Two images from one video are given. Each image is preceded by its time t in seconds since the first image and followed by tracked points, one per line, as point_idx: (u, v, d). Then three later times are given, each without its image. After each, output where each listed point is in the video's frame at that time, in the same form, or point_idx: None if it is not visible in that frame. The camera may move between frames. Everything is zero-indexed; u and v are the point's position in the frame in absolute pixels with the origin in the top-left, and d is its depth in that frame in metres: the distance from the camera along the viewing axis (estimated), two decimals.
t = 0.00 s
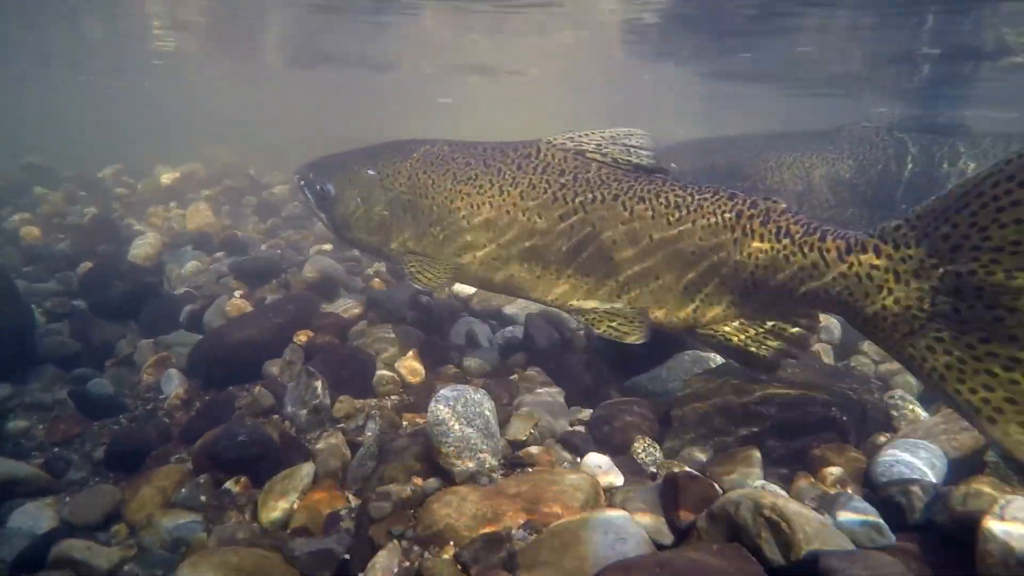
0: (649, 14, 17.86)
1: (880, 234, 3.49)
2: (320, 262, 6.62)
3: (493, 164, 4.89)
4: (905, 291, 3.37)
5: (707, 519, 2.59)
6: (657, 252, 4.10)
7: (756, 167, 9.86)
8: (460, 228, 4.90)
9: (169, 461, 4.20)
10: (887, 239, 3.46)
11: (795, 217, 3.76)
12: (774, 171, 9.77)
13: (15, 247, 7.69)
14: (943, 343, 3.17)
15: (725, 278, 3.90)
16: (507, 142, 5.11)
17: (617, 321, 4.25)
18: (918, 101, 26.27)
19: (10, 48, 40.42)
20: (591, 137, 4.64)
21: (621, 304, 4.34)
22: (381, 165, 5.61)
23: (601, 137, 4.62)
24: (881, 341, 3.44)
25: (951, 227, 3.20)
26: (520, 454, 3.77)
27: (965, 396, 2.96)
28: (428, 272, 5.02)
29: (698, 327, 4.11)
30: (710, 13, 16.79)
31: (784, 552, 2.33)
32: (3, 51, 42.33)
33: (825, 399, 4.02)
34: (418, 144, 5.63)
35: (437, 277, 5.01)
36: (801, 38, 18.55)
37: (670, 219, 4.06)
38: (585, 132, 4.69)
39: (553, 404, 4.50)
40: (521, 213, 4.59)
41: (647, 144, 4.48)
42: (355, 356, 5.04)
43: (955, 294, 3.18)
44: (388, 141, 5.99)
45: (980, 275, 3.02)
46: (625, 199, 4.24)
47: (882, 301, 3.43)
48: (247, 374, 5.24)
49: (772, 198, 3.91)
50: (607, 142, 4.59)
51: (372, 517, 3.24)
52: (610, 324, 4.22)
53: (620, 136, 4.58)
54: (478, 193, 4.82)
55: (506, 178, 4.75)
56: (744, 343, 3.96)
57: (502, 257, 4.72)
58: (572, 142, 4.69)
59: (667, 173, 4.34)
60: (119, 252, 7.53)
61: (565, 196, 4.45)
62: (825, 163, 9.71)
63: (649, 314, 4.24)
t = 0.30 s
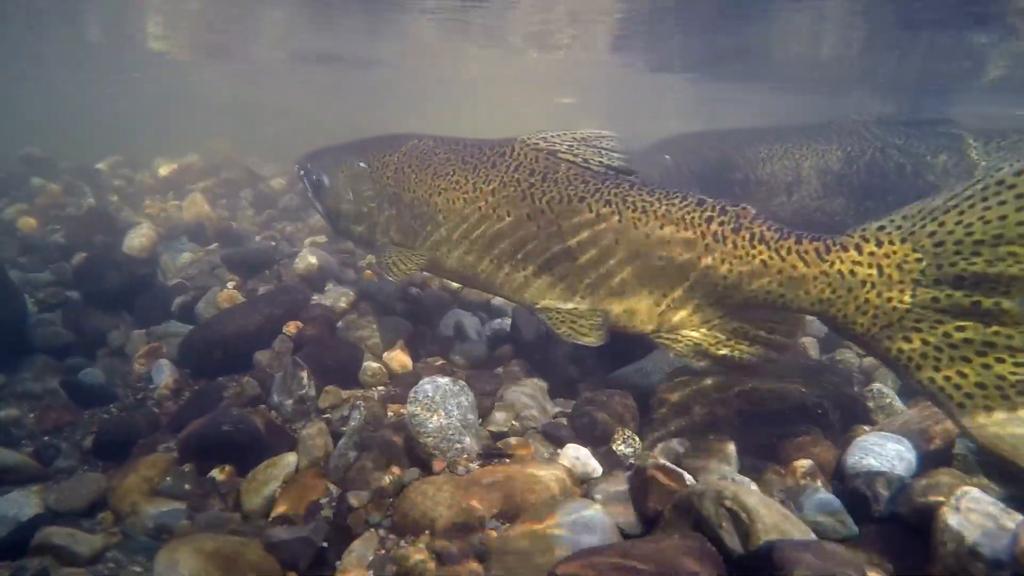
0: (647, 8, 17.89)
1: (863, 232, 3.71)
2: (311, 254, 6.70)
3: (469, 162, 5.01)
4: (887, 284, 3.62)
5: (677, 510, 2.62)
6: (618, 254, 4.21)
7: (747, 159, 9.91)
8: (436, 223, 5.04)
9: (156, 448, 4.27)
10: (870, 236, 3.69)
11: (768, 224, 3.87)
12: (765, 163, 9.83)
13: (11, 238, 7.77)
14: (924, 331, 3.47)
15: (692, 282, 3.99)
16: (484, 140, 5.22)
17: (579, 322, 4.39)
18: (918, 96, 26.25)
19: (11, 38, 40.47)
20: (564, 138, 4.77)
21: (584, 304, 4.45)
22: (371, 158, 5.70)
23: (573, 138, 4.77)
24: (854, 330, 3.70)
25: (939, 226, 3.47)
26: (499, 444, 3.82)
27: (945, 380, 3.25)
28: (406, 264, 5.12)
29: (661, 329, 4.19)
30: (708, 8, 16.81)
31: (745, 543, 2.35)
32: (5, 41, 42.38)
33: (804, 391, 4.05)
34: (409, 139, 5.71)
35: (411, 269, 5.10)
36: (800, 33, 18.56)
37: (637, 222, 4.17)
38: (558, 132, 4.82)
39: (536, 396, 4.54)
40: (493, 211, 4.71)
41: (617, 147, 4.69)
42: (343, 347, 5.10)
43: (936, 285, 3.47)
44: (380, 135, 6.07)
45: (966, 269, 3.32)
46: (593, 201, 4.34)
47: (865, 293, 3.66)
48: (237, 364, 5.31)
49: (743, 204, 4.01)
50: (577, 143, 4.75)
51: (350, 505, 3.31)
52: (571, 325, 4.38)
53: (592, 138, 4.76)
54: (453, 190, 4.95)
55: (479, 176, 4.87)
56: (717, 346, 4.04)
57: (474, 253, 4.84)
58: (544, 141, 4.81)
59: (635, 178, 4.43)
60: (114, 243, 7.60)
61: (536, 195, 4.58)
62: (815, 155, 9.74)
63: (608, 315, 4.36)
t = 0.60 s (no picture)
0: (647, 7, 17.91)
1: (808, 231, 3.58)
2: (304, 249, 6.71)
3: (469, 154, 5.04)
4: (835, 287, 3.44)
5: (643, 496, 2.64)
6: (599, 246, 4.28)
7: (745, 155, 9.94)
8: (432, 213, 5.12)
9: (142, 436, 4.31)
10: (816, 235, 3.54)
11: (718, 218, 3.87)
12: (761, 159, 9.84)
13: (8, 230, 7.82)
14: (874, 338, 3.27)
15: (648, 274, 4.06)
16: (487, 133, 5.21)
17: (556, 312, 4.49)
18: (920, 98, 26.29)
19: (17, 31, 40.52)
20: (561, 131, 4.81)
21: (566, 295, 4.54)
22: (366, 150, 5.71)
23: (571, 132, 4.80)
24: (798, 337, 3.53)
25: (885, 226, 3.34)
26: (478, 433, 3.87)
27: (894, 396, 3.08)
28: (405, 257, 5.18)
29: (630, 321, 4.21)
30: (709, 7, 16.83)
31: (704, 527, 2.38)
32: (10, 33, 42.41)
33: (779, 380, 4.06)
34: (405, 132, 5.72)
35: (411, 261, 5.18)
36: (800, 33, 18.56)
37: (607, 213, 4.25)
38: (556, 126, 4.86)
39: (521, 388, 4.55)
40: (487, 201, 4.79)
41: (610, 142, 4.72)
42: (331, 337, 5.10)
43: (886, 289, 3.27)
44: (370, 128, 6.09)
45: (917, 271, 3.19)
46: (578, 193, 4.42)
47: (813, 295, 3.50)
48: (227, 355, 5.36)
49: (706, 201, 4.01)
50: (574, 138, 4.78)
51: (327, 491, 3.34)
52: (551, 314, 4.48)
53: (588, 132, 4.78)
54: (451, 180, 5.00)
55: (475, 167, 4.93)
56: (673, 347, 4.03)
57: (466, 243, 4.93)
58: (544, 134, 4.84)
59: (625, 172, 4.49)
60: (109, 236, 7.65)
61: (529, 187, 4.64)
62: (810, 152, 9.77)
63: (580, 302, 4.47)
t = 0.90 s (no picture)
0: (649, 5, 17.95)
1: (792, 230, 3.72)
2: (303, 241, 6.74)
3: (453, 149, 5.10)
4: (798, 280, 3.66)
5: (616, 486, 2.68)
6: (607, 237, 4.34)
7: (742, 152, 10.08)
8: (426, 210, 5.12)
9: (136, 425, 4.39)
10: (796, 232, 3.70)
11: (727, 209, 3.96)
12: (759, 157, 9.90)
13: (10, 222, 7.92)
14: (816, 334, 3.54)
15: (665, 265, 4.14)
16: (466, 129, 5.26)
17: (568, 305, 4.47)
18: (923, 98, 26.38)
19: (24, 25, 40.69)
20: (552, 126, 4.88)
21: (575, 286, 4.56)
22: (350, 147, 5.82)
23: (562, 127, 4.87)
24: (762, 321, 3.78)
25: (852, 232, 3.51)
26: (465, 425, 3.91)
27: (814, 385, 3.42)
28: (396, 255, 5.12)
29: (642, 307, 4.33)
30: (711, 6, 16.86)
31: (674, 514, 2.41)
32: (18, 26, 42.64)
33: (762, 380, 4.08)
34: (388, 129, 5.83)
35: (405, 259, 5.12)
36: (803, 32, 18.58)
37: (619, 207, 4.29)
38: (546, 121, 4.93)
39: (510, 380, 4.63)
40: (486, 197, 4.80)
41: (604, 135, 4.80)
42: (323, 331, 5.16)
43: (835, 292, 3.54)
44: (358, 124, 6.17)
45: (865, 279, 3.43)
46: (582, 187, 4.46)
47: (779, 286, 3.72)
48: (224, 346, 5.43)
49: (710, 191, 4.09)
50: (566, 132, 4.86)
51: (313, 480, 3.42)
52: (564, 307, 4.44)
53: (579, 126, 4.86)
54: (444, 177, 5.02)
55: (467, 165, 4.96)
56: (679, 326, 4.22)
57: (467, 239, 4.94)
58: (533, 130, 4.90)
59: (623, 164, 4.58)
60: (109, 228, 7.73)
61: (529, 182, 4.66)
62: (809, 150, 9.84)
63: (597, 295, 4.48)
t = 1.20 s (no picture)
0: (654, 6, 18.00)
1: (809, 222, 3.90)
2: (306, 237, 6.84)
3: (442, 150, 5.33)
4: (829, 271, 3.84)
5: (606, 472, 2.75)
6: (578, 237, 4.41)
7: (748, 152, 10.06)
8: (414, 210, 5.35)
9: (141, 415, 4.48)
10: (816, 225, 3.88)
11: (725, 212, 4.01)
12: (763, 157, 9.98)
13: (18, 218, 8.03)
14: (856, 318, 3.78)
15: (655, 266, 4.18)
16: (459, 130, 5.48)
17: (550, 307, 4.54)
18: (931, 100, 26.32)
19: (32, 22, 40.79)
20: (533, 129, 4.96)
21: (555, 289, 4.61)
22: (353, 145, 6.14)
23: (542, 129, 4.95)
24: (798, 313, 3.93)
25: (876, 220, 3.73)
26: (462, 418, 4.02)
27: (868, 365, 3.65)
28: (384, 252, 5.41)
29: (627, 311, 4.37)
30: (716, 7, 16.91)
31: (659, 500, 2.50)
32: (25, 25, 42.93)
33: (755, 370, 4.12)
34: (390, 127, 6.12)
35: (390, 256, 5.39)
36: (807, 34, 18.60)
37: (601, 211, 4.33)
38: (527, 123, 5.01)
39: (507, 375, 4.70)
40: (469, 199, 4.95)
41: (583, 138, 4.85)
42: (326, 324, 5.23)
43: (871, 276, 3.76)
44: (369, 123, 6.46)
45: (895, 258, 3.68)
46: (558, 190, 4.53)
47: (808, 278, 3.88)
48: (228, 340, 5.52)
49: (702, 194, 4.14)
50: (545, 134, 4.92)
51: (313, 468, 3.50)
52: (541, 310, 4.50)
53: (559, 129, 4.91)
54: (430, 179, 5.25)
55: (452, 166, 5.15)
56: (676, 324, 4.26)
57: (451, 239, 5.09)
58: (514, 131, 5.00)
59: (599, 167, 4.61)
60: (116, 225, 7.84)
61: (504, 184, 4.78)
62: (812, 151, 9.93)
63: (579, 302, 4.54)
